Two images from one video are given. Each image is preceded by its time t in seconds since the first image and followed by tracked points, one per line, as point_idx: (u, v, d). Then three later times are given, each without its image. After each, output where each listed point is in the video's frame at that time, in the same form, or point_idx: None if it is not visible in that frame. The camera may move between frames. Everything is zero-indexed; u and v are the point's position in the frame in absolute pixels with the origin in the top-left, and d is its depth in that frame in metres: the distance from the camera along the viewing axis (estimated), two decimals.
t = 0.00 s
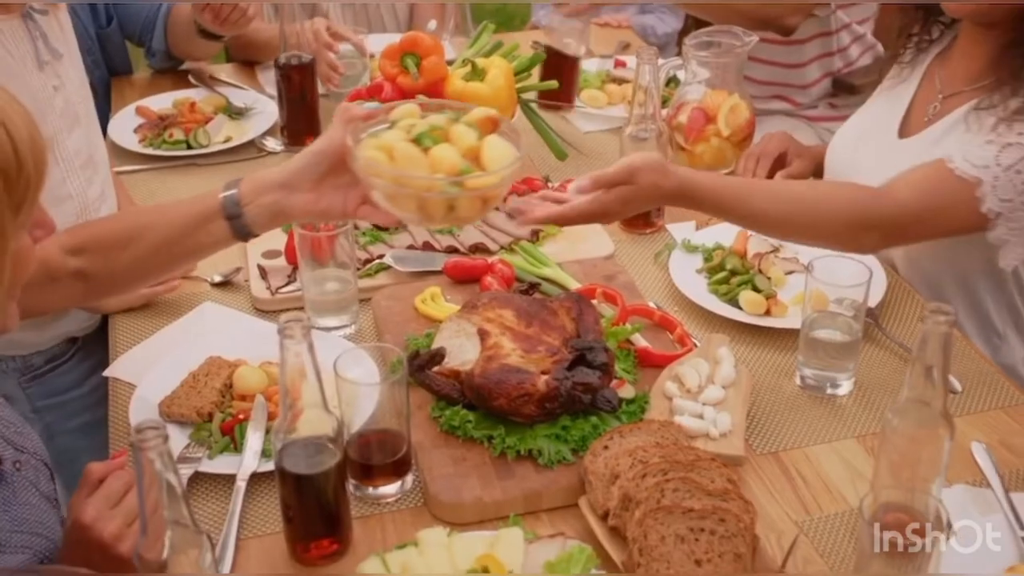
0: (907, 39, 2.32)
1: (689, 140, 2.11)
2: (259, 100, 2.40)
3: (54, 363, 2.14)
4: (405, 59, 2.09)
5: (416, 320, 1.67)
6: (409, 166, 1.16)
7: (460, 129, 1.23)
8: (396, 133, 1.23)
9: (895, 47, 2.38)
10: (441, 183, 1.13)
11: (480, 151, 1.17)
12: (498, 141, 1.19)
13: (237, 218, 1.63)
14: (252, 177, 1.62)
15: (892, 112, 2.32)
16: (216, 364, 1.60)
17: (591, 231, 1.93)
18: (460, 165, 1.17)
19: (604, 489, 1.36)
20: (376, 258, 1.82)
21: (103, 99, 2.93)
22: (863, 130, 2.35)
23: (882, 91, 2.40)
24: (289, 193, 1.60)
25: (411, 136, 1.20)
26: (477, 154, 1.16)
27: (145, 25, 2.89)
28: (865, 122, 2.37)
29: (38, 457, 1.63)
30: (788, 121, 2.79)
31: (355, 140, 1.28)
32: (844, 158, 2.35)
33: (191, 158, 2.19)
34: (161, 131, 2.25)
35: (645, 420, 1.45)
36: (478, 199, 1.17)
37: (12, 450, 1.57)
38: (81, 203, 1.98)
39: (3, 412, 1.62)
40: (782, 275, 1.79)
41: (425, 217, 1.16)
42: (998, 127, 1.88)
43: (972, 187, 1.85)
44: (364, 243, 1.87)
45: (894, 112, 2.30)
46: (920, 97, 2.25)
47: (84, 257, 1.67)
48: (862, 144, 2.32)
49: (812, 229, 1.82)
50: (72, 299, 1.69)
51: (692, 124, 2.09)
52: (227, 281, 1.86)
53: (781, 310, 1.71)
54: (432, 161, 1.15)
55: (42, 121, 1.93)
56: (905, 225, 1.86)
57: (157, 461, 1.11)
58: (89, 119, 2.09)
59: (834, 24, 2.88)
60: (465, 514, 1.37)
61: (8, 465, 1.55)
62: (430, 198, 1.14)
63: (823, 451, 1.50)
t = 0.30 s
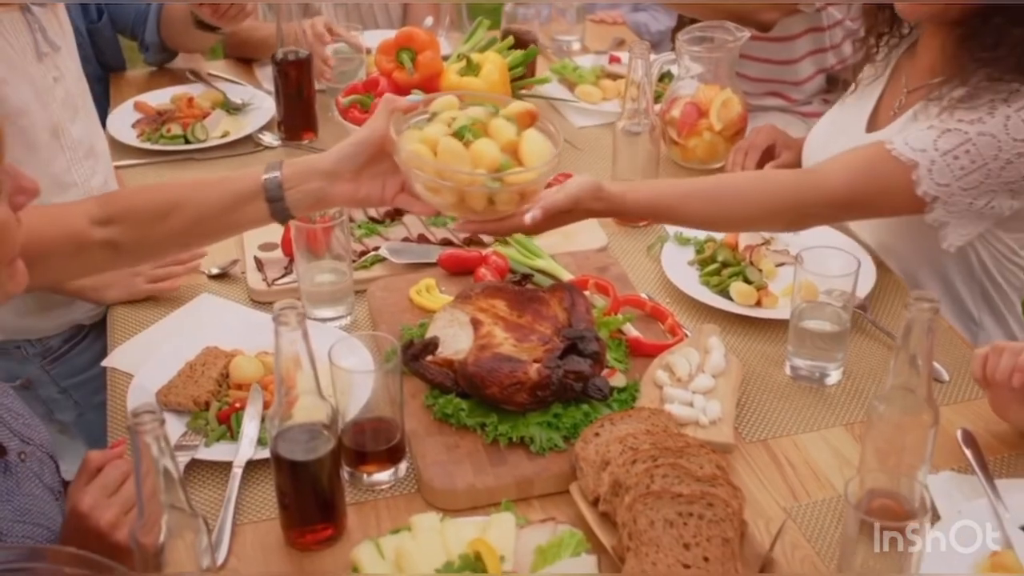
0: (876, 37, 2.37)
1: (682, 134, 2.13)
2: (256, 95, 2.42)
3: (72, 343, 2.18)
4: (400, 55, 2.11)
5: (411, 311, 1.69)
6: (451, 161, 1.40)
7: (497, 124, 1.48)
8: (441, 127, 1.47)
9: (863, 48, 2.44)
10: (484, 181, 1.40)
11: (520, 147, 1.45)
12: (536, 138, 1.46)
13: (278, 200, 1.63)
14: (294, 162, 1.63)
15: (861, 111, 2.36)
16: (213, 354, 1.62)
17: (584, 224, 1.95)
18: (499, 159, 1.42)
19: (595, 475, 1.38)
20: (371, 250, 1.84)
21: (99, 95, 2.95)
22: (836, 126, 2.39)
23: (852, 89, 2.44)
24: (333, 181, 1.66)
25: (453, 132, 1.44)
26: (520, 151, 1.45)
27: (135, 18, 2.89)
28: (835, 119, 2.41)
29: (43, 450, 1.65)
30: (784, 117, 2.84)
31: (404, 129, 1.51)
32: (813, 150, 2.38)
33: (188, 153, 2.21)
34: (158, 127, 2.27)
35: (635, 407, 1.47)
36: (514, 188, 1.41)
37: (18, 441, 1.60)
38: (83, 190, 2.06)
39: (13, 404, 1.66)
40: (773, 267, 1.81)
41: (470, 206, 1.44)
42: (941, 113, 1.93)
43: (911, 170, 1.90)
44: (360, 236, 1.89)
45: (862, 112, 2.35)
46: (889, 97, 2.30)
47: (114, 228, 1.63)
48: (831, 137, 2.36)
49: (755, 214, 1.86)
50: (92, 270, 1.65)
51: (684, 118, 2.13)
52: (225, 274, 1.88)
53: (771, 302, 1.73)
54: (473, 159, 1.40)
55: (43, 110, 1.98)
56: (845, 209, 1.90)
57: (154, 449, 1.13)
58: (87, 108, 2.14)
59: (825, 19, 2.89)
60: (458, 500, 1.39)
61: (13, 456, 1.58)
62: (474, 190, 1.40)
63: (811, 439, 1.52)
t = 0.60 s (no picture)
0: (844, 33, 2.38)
1: (674, 128, 2.15)
2: (254, 90, 2.44)
3: (82, 329, 2.21)
4: (395, 49, 2.12)
5: (405, 301, 1.71)
6: (449, 159, 1.55)
7: (500, 124, 1.60)
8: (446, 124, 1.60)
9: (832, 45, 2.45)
10: (479, 181, 1.55)
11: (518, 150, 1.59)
12: (537, 140, 1.59)
13: (288, 182, 1.74)
14: (300, 146, 1.76)
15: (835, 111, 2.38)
16: (210, 343, 1.64)
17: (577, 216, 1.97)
18: (497, 160, 1.57)
19: (585, 459, 1.41)
20: (367, 241, 1.86)
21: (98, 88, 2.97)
22: (814, 124, 2.40)
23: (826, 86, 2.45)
24: (338, 167, 1.81)
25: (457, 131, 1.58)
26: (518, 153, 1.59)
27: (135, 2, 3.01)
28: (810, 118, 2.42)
29: (47, 437, 1.68)
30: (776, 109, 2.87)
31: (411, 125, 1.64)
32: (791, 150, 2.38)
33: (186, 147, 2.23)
34: (156, 121, 2.29)
35: (626, 393, 1.50)
36: (507, 189, 1.57)
37: (22, 427, 1.62)
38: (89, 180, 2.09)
39: (18, 391, 1.68)
40: (763, 258, 1.83)
41: (464, 200, 1.59)
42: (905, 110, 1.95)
43: (882, 166, 1.90)
44: (355, 227, 1.91)
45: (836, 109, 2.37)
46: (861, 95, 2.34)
47: (122, 207, 1.71)
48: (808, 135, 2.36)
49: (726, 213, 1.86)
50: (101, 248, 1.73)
51: (677, 111, 2.15)
52: (221, 265, 1.90)
53: (761, 291, 1.76)
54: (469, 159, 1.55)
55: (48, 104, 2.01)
56: (817, 209, 1.90)
57: (151, 433, 1.16)
58: (90, 102, 2.17)
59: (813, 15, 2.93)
60: (451, 485, 1.42)
61: (17, 441, 1.60)
62: (468, 188, 1.56)
63: (799, 426, 1.54)
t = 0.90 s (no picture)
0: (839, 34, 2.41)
1: (668, 123, 2.17)
2: (251, 85, 2.46)
3: (89, 322, 2.22)
4: (391, 44, 2.15)
5: (401, 292, 1.73)
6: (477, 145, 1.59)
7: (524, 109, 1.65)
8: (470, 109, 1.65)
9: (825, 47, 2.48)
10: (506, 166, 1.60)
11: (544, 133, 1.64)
12: (562, 125, 1.64)
13: (309, 154, 1.80)
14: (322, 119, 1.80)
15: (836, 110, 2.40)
16: (207, 333, 1.66)
17: (572, 209, 1.97)
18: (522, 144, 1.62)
19: (577, 447, 1.42)
20: (362, 234, 1.87)
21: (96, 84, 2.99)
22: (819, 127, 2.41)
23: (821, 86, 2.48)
24: (357, 139, 1.85)
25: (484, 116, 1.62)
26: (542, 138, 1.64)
27: None
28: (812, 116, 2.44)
29: (51, 424, 1.70)
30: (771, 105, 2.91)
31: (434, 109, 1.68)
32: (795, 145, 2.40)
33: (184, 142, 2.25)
34: (154, 116, 2.30)
35: (618, 382, 1.52)
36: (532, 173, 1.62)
37: (26, 412, 1.65)
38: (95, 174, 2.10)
39: (23, 377, 1.70)
40: (755, 250, 1.85)
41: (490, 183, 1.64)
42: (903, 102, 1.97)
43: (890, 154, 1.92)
44: (351, 220, 1.93)
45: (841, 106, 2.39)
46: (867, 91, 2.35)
47: (138, 184, 1.74)
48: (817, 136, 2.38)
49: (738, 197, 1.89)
50: (119, 226, 1.78)
51: (671, 106, 2.17)
52: (219, 258, 1.92)
53: (753, 283, 1.77)
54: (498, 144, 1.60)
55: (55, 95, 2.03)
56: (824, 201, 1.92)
57: (149, 421, 1.18)
58: (93, 97, 2.18)
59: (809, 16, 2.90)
60: (445, 472, 1.44)
61: (20, 426, 1.62)
62: (495, 171, 1.61)
63: (789, 415, 1.56)
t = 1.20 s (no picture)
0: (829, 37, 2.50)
1: (660, 116, 2.19)
2: (248, 80, 2.48)
3: (81, 309, 2.25)
4: (386, 38, 2.15)
5: (395, 282, 1.75)
6: (554, 128, 1.64)
7: (586, 91, 1.69)
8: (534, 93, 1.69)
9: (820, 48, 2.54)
10: (583, 145, 1.66)
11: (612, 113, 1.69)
12: (626, 103, 1.70)
13: (352, 136, 1.80)
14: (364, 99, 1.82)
15: (845, 102, 2.45)
16: (203, 322, 1.68)
17: (565, 201, 1.99)
18: (593, 124, 1.67)
19: (567, 433, 1.45)
20: (357, 226, 1.89)
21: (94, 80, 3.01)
22: (831, 120, 2.46)
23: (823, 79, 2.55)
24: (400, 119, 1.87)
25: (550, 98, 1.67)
26: (611, 117, 1.70)
27: None
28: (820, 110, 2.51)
29: (49, 413, 1.71)
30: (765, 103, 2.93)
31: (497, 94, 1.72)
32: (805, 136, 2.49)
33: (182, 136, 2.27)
34: (152, 110, 2.32)
35: (608, 369, 1.54)
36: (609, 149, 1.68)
37: (22, 399, 1.67)
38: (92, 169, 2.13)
39: (27, 367, 1.73)
40: (745, 241, 1.87)
41: (567, 163, 1.70)
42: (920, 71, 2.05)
43: (919, 125, 2.00)
44: (346, 212, 1.94)
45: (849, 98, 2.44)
46: (871, 81, 2.39)
47: (176, 168, 1.78)
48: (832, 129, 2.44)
49: (772, 181, 2.01)
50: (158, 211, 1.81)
51: (662, 100, 2.18)
52: (215, 249, 1.94)
53: (743, 274, 1.79)
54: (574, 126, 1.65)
55: (54, 90, 2.06)
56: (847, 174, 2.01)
57: (145, 408, 1.21)
58: (92, 92, 2.21)
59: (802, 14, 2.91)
60: (438, 457, 1.46)
61: (14, 412, 1.64)
62: (573, 152, 1.67)
63: (777, 402, 1.58)
